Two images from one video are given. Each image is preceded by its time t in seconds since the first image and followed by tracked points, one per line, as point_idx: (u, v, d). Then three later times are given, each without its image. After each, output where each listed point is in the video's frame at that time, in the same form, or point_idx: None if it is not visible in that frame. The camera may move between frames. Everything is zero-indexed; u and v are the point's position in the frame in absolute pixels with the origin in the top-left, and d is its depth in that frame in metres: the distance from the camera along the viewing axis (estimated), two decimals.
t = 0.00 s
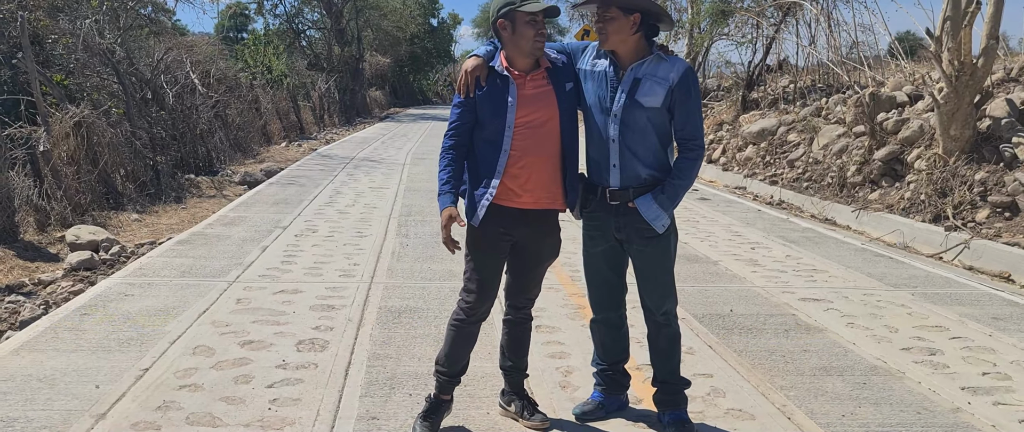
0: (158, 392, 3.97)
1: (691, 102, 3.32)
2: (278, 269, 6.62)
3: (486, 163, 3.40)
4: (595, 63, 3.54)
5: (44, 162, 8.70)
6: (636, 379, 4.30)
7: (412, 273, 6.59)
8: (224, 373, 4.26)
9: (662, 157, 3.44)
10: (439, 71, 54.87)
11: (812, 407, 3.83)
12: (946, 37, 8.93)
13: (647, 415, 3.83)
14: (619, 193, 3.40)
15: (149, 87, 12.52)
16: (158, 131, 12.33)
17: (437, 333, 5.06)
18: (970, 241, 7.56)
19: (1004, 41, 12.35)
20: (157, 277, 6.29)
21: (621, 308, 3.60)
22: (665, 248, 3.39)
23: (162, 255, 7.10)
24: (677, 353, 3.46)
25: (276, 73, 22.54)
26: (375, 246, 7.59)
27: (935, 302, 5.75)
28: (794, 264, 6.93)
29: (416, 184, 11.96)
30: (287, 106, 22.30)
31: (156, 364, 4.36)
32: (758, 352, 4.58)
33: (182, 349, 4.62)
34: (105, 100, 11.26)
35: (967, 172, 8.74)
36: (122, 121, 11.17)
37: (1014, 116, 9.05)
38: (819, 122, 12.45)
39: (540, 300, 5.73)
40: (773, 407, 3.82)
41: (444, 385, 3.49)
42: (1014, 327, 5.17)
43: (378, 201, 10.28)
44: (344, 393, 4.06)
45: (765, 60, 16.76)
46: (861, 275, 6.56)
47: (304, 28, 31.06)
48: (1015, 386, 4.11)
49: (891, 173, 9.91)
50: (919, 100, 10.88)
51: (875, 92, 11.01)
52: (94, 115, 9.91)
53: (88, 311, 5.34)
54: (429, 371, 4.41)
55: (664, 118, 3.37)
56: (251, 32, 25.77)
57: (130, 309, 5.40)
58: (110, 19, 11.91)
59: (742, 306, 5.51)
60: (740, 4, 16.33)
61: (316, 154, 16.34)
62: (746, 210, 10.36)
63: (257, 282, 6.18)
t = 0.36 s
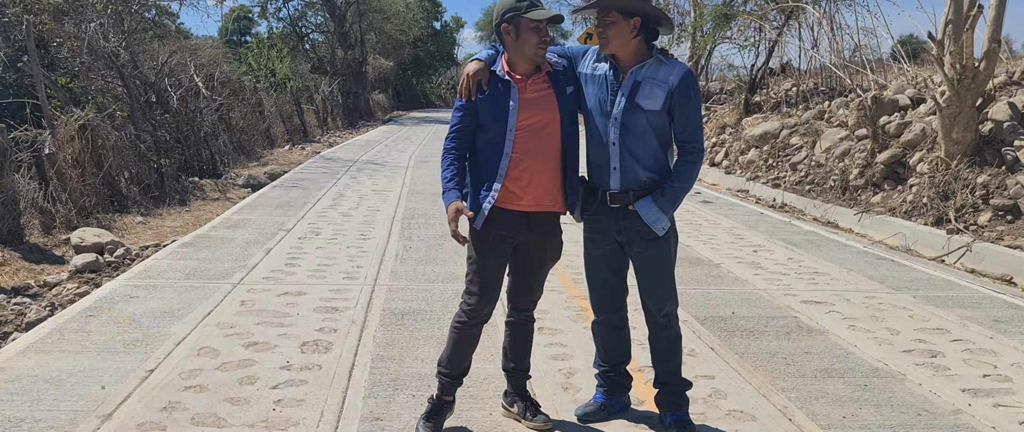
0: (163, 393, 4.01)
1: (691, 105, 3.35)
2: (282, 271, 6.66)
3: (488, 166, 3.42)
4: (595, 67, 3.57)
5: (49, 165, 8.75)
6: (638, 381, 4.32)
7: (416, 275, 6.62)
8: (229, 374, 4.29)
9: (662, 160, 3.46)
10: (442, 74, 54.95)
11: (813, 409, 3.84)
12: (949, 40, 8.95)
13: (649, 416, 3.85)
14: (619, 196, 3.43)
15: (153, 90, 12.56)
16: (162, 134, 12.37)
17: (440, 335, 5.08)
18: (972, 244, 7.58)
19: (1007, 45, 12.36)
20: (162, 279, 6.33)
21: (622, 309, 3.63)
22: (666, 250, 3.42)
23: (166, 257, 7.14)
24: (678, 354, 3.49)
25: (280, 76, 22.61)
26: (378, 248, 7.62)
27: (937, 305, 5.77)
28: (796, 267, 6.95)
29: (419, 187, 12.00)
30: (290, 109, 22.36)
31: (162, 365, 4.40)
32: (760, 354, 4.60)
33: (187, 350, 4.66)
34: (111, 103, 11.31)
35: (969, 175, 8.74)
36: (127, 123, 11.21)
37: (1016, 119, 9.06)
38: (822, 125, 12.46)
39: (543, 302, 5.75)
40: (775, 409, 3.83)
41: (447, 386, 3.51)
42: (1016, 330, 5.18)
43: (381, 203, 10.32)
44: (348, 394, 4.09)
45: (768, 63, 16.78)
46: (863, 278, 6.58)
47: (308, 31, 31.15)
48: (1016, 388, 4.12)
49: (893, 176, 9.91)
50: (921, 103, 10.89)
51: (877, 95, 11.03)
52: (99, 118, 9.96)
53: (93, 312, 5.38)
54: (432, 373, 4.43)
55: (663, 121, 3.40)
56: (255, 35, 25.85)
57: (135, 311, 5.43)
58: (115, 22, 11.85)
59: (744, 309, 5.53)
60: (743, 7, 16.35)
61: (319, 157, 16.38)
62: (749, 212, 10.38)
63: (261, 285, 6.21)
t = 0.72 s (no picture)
0: (165, 395, 4.03)
1: (689, 109, 3.37)
2: (283, 274, 6.68)
3: (486, 169, 3.45)
4: (594, 70, 3.60)
5: (50, 168, 8.78)
6: (637, 383, 4.34)
7: (416, 278, 6.64)
8: (231, 377, 4.31)
9: (660, 164, 3.49)
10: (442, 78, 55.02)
11: (812, 411, 3.87)
12: (946, 45, 8.99)
13: (648, 418, 3.87)
14: (617, 199, 3.45)
15: (153, 94, 12.59)
16: (162, 138, 12.38)
17: (440, 337, 5.10)
18: (971, 247, 7.60)
19: (1005, 49, 12.40)
20: (162, 282, 6.35)
21: (621, 312, 3.65)
22: (664, 253, 3.44)
23: (167, 260, 7.16)
24: (677, 356, 3.50)
25: (280, 80, 22.64)
26: (379, 252, 7.65)
27: (935, 307, 5.79)
28: (795, 270, 6.97)
29: (419, 190, 12.02)
30: (291, 113, 22.39)
31: (163, 368, 4.42)
32: (759, 356, 4.62)
33: (188, 352, 4.68)
34: (111, 107, 11.38)
35: (968, 178, 8.77)
36: (127, 127, 11.23)
37: (1014, 123, 9.10)
38: (821, 129, 12.49)
39: (543, 305, 5.77)
40: (774, 410, 3.86)
41: (446, 388, 3.53)
42: (1013, 332, 5.20)
43: (381, 207, 10.34)
44: (349, 396, 4.11)
45: (767, 67, 16.82)
46: (862, 282, 6.59)
47: (307, 35, 31.22)
48: (1013, 391, 4.14)
49: (892, 180, 9.95)
50: (920, 107, 10.93)
51: (876, 99, 11.06)
52: (99, 122, 9.99)
53: (94, 315, 5.40)
54: (432, 375, 4.45)
55: (662, 124, 3.42)
56: (255, 39, 25.90)
57: (136, 314, 5.46)
58: (115, 25, 11.77)
59: (744, 312, 5.55)
60: (742, 12, 16.40)
61: (319, 161, 16.41)
62: (748, 216, 10.41)
63: (261, 288, 6.23)
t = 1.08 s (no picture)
0: (166, 400, 4.03)
1: (689, 115, 3.39)
2: (282, 279, 6.68)
3: (485, 174, 3.46)
4: (595, 76, 3.62)
5: (49, 173, 8.78)
6: (638, 387, 4.35)
7: (416, 283, 6.64)
8: (231, 381, 4.32)
9: (661, 169, 3.50)
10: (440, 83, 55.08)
11: (812, 415, 3.88)
12: (943, 49, 9.02)
13: (649, 422, 3.88)
14: (617, 204, 3.46)
15: (152, 98, 12.60)
16: (161, 143, 12.38)
17: (441, 342, 5.11)
18: (969, 251, 7.62)
19: (1002, 53, 12.45)
20: (162, 287, 6.35)
21: (621, 316, 3.66)
22: (665, 257, 3.45)
23: (167, 265, 7.17)
24: (677, 360, 3.52)
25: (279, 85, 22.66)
26: (378, 256, 7.65)
27: (934, 311, 5.81)
28: (794, 274, 6.98)
29: (418, 195, 12.03)
30: (289, 118, 22.39)
31: (164, 373, 4.43)
32: (758, 360, 4.63)
33: (189, 357, 4.69)
34: (111, 112, 11.39)
35: (966, 183, 8.80)
36: (126, 132, 11.24)
37: (1012, 127, 9.13)
38: (819, 133, 12.52)
39: (542, 310, 5.78)
40: (774, 414, 3.87)
41: (447, 392, 3.54)
42: (1012, 336, 5.22)
43: (381, 211, 10.35)
44: (350, 401, 4.11)
45: (765, 72, 16.86)
46: (861, 286, 6.61)
47: (306, 40, 31.30)
48: (1013, 395, 4.16)
49: (891, 184, 9.98)
50: (918, 111, 10.96)
51: (874, 103, 11.09)
52: (98, 127, 10.00)
53: (94, 320, 5.41)
54: (433, 379, 4.46)
55: (663, 131, 3.44)
56: (254, 44, 25.93)
57: (137, 319, 5.46)
58: (115, 31, 11.79)
59: (743, 316, 5.57)
60: (740, 17, 16.45)
61: (318, 165, 16.42)
62: (747, 220, 10.43)
63: (262, 293, 6.23)
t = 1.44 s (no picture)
0: (160, 407, 4.03)
1: (685, 117, 3.40)
2: (277, 285, 6.67)
3: (474, 178, 3.48)
4: (591, 84, 3.61)
5: (44, 179, 8.77)
6: (633, 393, 4.35)
7: (411, 289, 6.64)
8: (227, 387, 4.33)
9: (659, 173, 3.52)
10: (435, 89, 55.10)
11: (807, 420, 3.89)
12: (936, 56, 9.08)
13: (644, 427, 3.88)
14: (617, 209, 3.47)
15: (147, 104, 12.61)
16: (156, 149, 12.37)
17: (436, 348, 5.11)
18: (962, 257, 7.65)
19: (994, 59, 12.53)
20: (157, 294, 6.34)
21: (618, 322, 3.67)
22: (664, 262, 3.46)
23: (162, 271, 7.16)
24: (674, 366, 3.52)
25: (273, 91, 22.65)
26: (373, 262, 7.65)
27: (928, 317, 5.83)
28: (789, 279, 7.00)
29: (413, 201, 12.03)
30: (284, 124, 22.38)
31: (159, 379, 4.43)
32: (753, 366, 4.64)
33: (184, 364, 4.70)
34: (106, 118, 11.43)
35: (959, 188, 8.84)
36: (121, 139, 11.22)
37: (1005, 133, 9.19)
38: (813, 139, 12.56)
39: (537, 316, 5.78)
40: (769, 420, 3.87)
41: (442, 397, 3.54)
42: (1005, 341, 5.24)
43: (376, 217, 10.35)
44: (345, 407, 4.11)
45: (759, 78, 16.93)
46: (855, 291, 6.63)
47: (301, 46, 31.35)
48: (1006, 399, 4.17)
49: (884, 189, 10.02)
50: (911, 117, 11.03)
51: (867, 109, 11.14)
52: (93, 133, 9.99)
53: (89, 326, 5.40)
54: (428, 385, 4.46)
55: (660, 135, 3.45)
56: (249, 50, 25.93)
57: (132, 325, 5.46)
58: (110, 37, 11.82)
59: (738, 321, 5.58)
60: (734, 23, 16.53)
61: (313, 171, 16.41)
62: (741, 226, 10.45)
63: (257, 299, 6.22)
